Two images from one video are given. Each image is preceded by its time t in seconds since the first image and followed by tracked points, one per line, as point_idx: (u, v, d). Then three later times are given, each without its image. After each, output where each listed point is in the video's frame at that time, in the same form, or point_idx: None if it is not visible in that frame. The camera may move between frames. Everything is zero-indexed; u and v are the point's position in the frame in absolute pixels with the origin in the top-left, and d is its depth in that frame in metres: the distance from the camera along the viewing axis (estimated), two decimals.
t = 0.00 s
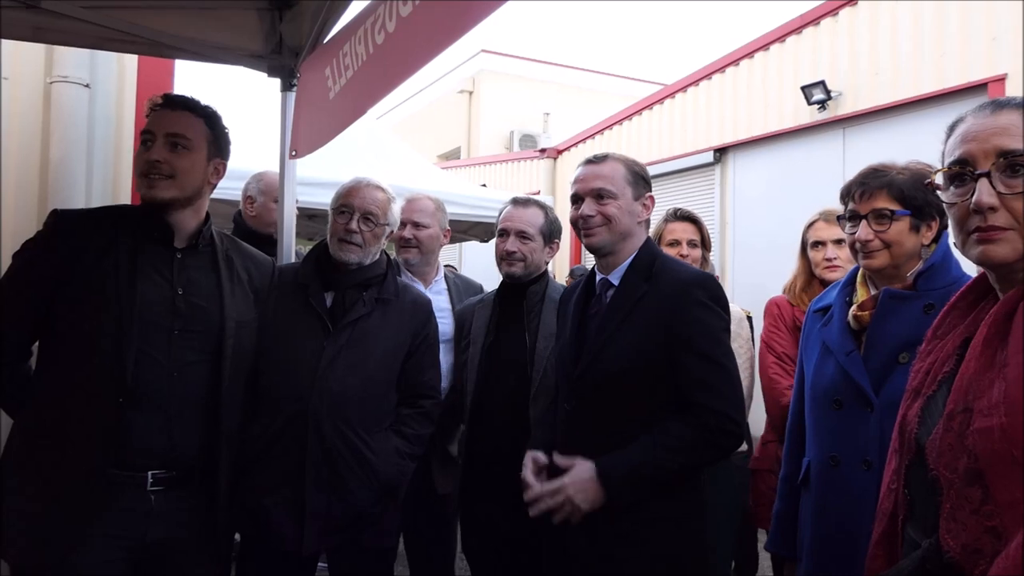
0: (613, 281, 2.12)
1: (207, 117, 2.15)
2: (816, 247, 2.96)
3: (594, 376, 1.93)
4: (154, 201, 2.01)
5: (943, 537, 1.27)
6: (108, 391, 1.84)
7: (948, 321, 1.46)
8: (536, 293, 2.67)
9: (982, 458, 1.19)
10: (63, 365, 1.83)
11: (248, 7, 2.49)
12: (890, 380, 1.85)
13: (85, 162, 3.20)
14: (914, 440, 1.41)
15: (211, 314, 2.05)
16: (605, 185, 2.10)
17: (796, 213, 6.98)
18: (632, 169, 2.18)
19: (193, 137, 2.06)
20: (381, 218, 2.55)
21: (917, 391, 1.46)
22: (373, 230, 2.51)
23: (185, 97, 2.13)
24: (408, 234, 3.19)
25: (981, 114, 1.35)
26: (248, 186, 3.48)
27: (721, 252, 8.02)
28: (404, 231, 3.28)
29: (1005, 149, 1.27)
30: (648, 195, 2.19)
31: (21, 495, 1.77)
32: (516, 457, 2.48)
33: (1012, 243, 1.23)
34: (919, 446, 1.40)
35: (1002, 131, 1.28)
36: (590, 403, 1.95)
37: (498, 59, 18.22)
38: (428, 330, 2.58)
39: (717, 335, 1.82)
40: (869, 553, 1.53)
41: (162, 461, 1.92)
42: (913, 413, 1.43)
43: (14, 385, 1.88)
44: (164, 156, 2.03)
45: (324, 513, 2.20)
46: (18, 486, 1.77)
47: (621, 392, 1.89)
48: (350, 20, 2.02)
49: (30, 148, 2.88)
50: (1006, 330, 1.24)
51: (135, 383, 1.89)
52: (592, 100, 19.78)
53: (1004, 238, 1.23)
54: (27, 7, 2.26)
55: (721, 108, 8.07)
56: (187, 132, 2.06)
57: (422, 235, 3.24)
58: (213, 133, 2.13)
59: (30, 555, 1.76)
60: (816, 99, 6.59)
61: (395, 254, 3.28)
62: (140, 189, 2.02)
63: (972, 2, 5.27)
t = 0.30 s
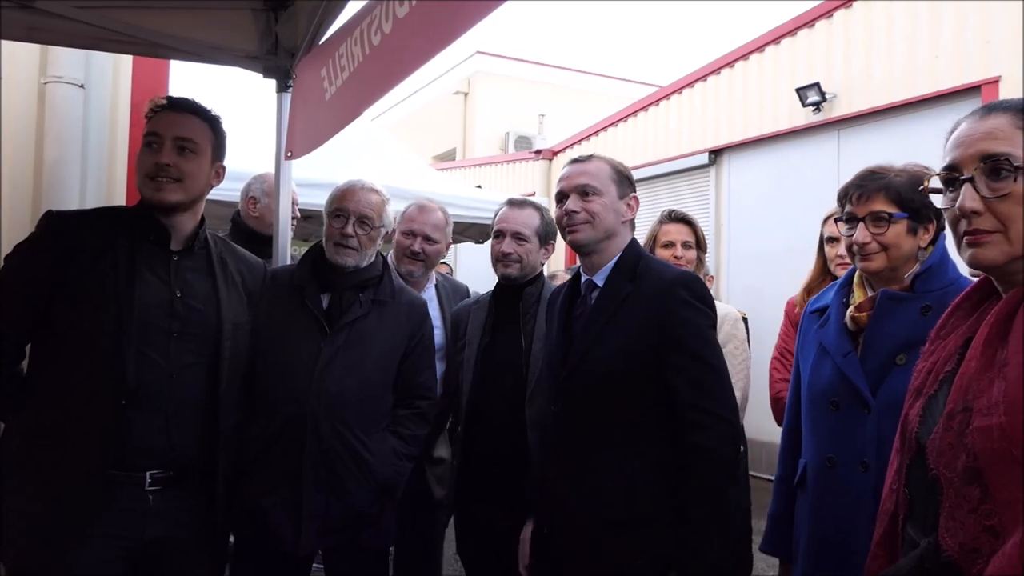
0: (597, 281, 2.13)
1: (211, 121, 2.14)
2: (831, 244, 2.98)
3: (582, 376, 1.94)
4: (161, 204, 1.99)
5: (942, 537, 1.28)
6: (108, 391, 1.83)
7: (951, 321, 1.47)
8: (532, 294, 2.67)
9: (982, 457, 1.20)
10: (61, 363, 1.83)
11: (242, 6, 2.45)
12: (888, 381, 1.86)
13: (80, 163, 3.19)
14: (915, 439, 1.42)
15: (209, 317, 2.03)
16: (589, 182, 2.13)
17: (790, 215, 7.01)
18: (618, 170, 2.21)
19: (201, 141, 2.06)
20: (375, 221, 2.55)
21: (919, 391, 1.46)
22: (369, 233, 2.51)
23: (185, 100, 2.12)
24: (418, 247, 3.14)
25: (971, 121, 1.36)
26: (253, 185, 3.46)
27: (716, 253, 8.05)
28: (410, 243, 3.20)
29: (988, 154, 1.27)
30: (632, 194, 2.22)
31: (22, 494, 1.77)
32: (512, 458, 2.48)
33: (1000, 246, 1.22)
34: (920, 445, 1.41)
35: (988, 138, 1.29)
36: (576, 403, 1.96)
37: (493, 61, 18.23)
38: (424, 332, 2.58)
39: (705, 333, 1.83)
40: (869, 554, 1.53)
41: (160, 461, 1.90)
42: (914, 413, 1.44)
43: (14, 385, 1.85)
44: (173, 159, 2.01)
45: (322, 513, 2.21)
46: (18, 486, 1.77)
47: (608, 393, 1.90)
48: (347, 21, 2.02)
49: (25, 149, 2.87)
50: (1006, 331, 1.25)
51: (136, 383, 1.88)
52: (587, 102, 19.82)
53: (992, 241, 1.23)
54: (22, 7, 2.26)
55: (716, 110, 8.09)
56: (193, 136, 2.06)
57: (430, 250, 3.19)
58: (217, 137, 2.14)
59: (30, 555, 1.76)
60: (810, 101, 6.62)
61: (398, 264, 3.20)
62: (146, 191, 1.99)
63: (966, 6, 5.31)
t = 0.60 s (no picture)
0: (587, 283, 2.14)
1: (215, 125, 2.16)
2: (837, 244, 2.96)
3: (571, 381, 1.95)
4: (168, 207, 1.99)
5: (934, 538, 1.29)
6: (109, 392, 1.83)
7: (955, 323, 1.47)
8: (530, 296, 2.68)
9: (974, 459, 1.20)
10: (59, 362, 1.83)
11: (240, 7, 2.42)
12: (886, 383, 1.87)
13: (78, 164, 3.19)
14: (914, 441, 1.43)
15: (207, 319, 2.03)
16: (581, 181, 2.14)
17: (787, 217, 7.02)
18: (608, 170, 2.22)
19: (207, 145, 2.08)
20: (369, 220, 2.54)
21: (920, 393, 1.47)
22: (363, 231, 2.50)
23: (189, 103, 2.13)
24: (442, 251, 3.11)
25: (963, 128, 1.35)
26: (251, 186, 3.45)
27: (713, 255, 8.05)
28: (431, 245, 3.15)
29: (971, 160, 1.27)
30: (623, 196, 2.22)
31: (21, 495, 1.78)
32: (510, 460, 2.48)
33: (988, 250, 1.22)
34: (919, 447, 1.41)
35: (975, 145, 1.28)
36: (569, 405, 1.96)
37: (491, 62, 18.25)
38: (418, 332, 2.57)
39: (695, 333, 1.84)
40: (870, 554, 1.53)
41: (159, 461, 1.90)
42: (914, 414, 1.44)
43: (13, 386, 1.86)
44: (182, 162, 2.02)
45: (319, 512, 2.21)
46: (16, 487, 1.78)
47: (598, 397, 1.92)
48: (344, 22, 2.02)
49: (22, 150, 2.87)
50: (1004, 333, 1.26)
51: (138, 385, 1.87)
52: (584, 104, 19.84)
53: (980, 245, 1.23)
54: (19, 8, 2.26)
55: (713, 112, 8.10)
56: (199, 139, 2.07)
57: (451, 255, 3.16)
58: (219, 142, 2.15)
59: (29, 556, 1.76)
60: (807, 103, 6.63)
61: (418, 266, 3.15)
62: (155, 193, 1.99)
63: (963, 8, 5.33)
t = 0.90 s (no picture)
0: (579, 285, 2.15)
1: (200, 126, 2.16)
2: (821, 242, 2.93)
3: (573, 383, 1.95)
4: (157, 211, 2.01)
5: (928, 541, 1.30)
6: (112, 403, 1.84)
7: (953, 324, 1.47)
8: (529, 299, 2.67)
9: (967, 462, 1.20)
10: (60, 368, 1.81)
11: (236, 11, 2.42)
12: (883, 383, 1.87)
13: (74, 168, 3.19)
14: (909, 443, 1.44)
15: (197, 322, 2.07)
16: (572, 182, 2.15)
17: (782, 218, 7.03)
18: (599, 171, 2.23)
19: (196, 150, 2.09)
20: (359, 221, 2.55)
21: (916, 394, 1.47)
22: (354, 232, 2.51)
23: (174, 105, 2.12)
24: (449, 244, 3.09)
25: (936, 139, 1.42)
26: (248, 191, 3.46)
27: (710, 255, 8.07)
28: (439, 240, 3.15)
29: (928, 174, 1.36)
30: (614, 198, 2.23)
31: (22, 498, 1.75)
32: (507, 462, 2.48)
33: (946, 255, 1.31)
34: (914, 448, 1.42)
35: (934, 158, 1.36)
36: (565, 410, 1.97)
37: (487, 64, 18.27)
38: (407, 334, 2.58)
39: (689, 333, 1.92)
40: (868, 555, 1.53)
41: (155, 470, 1.91)
42: (911, 416, 1.44)
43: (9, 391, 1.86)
44: (172, 166, 2.02)
45: (314, 516, 2.21)
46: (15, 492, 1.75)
47: (595, 399, 1.93)
48: (341, 26, 2.02)
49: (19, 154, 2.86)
50: (998, 333, 1.25)
51: (138, 393, 1.89)
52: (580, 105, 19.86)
53: (939, 251, 1.33)
54: (16, 12, 2.25)
55: (709, 113, 8.11)
56: (187, 143, 2.08)
57: (457, 250, 3.14)
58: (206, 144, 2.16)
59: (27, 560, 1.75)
60: (804, 103, 6.64)
61: (425, 258, 3.13)
62: (143, 198, 2.00)
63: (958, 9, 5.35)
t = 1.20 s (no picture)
0: (570, 290, 2.18)
1: (177, 124, 2.17)
2: (784, 245, 2.72)
3: (567, 383, 2.00)
4: (138, 212, 2.01)
5: (905, 553, 1.31)
6: (99, 409, 1.83)
7: (948, 328, 1.45)
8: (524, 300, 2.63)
9: (948, 473, 1.21)
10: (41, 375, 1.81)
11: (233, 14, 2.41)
12: (876, 387, 1.87)
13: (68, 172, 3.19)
14: (896, 449, 1.43)
15: (177, 323, 2.07)
16: (561, 185, 2.18)
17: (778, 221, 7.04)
18: (588, 174, 2.27)
19: (176, 149, 2.11)
20: (341, 224, 2.55)
21: (909, 399, 1.46)
22: (336, 235, 2.52)
23: (152, 103, 2.13)
24: (443, 246, 3.10)
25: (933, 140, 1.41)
26: (243, 195, 3.46)
27: (706, 258, 8.08)
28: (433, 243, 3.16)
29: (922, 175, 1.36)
30: (603, 201, 2.27)
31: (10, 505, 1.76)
32: (499, 467, 2.48)
33: (939, 257, 1.31)
34: (898, 455, 1.43)
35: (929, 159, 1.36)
36: (556, 416, 2.02)
37: (485, 67, 18.29)
38: (388, 339, 2.58)
39: (680, 339, 1.96)
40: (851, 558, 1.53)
41: (138, 475, 1.93)
42: (901, 421, 1.44)
43: None
44: (152, 166, 2.04)
45: (302, 522, 2.21)
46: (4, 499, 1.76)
47: (588, 402, 1.98)
48: (336, 30, 2.02)
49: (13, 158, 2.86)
50: (988, 342, 1.24)
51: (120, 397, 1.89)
52: (579, 107, 19.88)
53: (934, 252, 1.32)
54: (9, 16, 2.26)
55: (705, 116, 8.12)
56: (166, 142, 2.10)
57: (451, 253, 3.15)
58: (184, 143, 2.18)
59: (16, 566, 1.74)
60: (798, 107, 6.63)
61: (417, 261, 3.14)
62: (122, 198, 1.99)
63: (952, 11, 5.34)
